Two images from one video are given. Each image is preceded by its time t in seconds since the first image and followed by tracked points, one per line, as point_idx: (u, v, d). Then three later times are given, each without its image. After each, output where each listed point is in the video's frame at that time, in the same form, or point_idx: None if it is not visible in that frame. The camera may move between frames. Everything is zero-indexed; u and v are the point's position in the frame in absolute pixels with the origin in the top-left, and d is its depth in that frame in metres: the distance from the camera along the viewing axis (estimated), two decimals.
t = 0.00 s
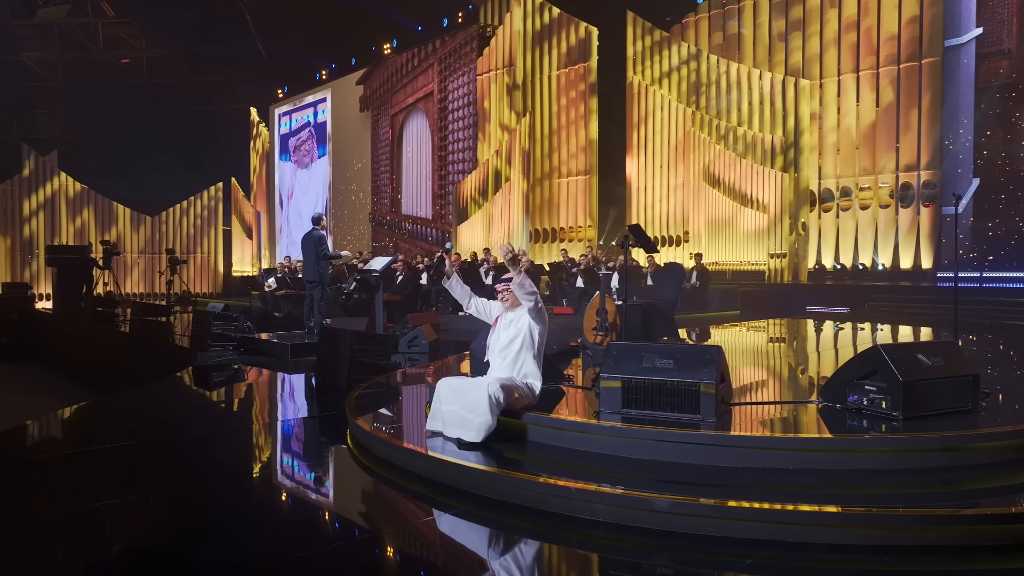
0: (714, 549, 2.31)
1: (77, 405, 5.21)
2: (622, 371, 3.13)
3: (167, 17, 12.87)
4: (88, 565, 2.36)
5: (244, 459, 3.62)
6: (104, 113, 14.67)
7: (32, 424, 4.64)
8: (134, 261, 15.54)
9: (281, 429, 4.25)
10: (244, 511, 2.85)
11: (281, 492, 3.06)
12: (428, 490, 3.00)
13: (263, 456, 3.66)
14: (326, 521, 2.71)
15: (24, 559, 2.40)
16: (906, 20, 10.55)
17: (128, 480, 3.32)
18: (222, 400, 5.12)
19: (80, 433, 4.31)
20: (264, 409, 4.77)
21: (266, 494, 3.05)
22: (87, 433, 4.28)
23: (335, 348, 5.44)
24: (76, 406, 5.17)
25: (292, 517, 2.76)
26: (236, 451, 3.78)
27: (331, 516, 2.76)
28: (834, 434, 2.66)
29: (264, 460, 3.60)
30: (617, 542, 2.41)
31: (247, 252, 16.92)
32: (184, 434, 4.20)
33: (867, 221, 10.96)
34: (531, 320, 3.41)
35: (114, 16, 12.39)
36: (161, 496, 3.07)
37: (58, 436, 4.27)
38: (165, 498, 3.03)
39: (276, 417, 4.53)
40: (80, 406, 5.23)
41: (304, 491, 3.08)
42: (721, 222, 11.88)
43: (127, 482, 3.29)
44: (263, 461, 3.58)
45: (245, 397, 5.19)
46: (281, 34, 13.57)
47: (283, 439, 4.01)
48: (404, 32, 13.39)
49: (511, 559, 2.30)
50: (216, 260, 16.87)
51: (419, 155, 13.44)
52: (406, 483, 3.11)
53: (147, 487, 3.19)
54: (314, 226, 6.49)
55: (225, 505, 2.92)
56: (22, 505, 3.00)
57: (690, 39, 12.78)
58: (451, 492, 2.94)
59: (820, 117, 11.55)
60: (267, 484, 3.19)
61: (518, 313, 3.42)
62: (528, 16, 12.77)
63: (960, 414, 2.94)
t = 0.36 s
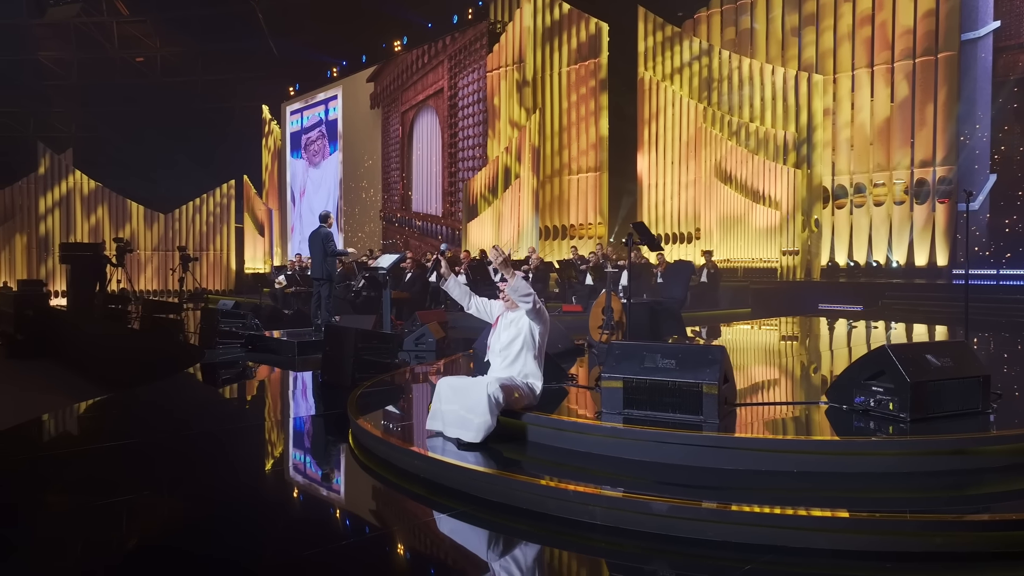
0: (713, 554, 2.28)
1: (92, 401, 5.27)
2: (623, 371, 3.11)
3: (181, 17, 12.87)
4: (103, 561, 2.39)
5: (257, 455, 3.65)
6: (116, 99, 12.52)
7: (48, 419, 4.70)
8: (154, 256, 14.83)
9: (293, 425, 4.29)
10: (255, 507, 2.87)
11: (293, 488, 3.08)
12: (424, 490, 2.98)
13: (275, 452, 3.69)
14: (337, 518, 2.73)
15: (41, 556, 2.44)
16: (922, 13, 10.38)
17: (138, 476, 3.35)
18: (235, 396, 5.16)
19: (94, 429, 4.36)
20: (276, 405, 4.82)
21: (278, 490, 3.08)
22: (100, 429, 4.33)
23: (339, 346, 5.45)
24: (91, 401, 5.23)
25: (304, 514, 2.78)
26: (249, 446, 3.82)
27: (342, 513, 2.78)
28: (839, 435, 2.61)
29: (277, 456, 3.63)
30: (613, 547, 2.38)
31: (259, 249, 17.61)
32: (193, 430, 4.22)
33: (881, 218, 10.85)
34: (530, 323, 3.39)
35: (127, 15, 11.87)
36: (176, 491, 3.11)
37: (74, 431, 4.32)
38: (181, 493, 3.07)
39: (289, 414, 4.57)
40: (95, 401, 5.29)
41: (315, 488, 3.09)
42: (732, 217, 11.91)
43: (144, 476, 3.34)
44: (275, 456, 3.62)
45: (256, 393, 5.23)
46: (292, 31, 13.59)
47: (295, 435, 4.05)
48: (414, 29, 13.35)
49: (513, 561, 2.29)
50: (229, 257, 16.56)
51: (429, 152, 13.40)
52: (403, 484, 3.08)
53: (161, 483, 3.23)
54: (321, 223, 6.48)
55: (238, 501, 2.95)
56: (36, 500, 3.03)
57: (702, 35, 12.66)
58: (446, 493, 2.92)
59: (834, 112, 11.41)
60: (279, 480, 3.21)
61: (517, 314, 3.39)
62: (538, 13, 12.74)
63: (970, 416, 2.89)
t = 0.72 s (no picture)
0: (713, 560, 2.23)
1: (109, 397, 5.34)
2: (626, 373, 3.08)
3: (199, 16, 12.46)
4: (123, 557, 2.41)
5: (274, 451, 3.69)
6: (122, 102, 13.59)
7: (66, 415, 4.77)
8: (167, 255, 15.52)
9: (308, 422, 4.34)
10: (268, 503, 2.89)
11: (308, 485, 3.10)
12: (421, 492, 2.96)
13: (290, 448, 3.73)
14: (349, 516, 2.74)
15: (62, 552, 2.46)
16: (941, 7, 10.20)
17: (151, 473, 3.37)
18: (251, 392, 5.23)
19: (111, 425, 4.42)
20: (291, 402, 4.88)
21: (294, 486, 3.10)
22: (120, 424, 4.40)
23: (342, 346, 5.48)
24: (108, 397, 5.32)
25: (322, 510, 2.79)
26: (265, 442, 3.86)
27: (355, 511, 2.78)
28: (846, 438, 2.57)
29: (291, 452, 3.65)
30: (611, 551, 2.35)
31: (273, 248, 16.59)
32: (205, 427, 4.27)
33: (898, 216, 10.69)
34: (531, 324, 3.35)
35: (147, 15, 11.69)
36: (196, 486, 3.15)
37: (92, 426, 4.40)
38: (201, 488, 3.11)
39: (303, 411, 4.61)
40: (113, 396, 5.38)
41: (331, 484, 3.10)
42: (745, 216, 11.70)
43: (165, 470, 3.40)
44: (291, 453, 3.65)
45: (270, 390, 5.30)
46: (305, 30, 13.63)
47: (309, 432, 4.09)
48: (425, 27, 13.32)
49: (515, 563, 2.27)
50: (244, 255, 16.79)
51: (441, 150, 13.36)
52: (403, 485, 3.07)
53: (182, 477, 3.28)
54: (328, 223, 6.50)
55: (254, 496, 2.98)
56: (54, 495, 3.07)
57: (716, 30, 12.51)
58: (445, 495, 2.90)
59: (851, 108, 11.25)
60: (294, 476, 3.24)
61: (518, 315, 3.36)
62: (550, 10, 12.62)
63: (982, 420, 2.82)
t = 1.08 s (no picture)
0: (714, 567, 2.20)
1: (126, 393, 5.41)
2: (629, 374, 3.05)
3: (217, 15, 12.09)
4: (137, 552, 2.43)
5: (289, 447, 3.72)
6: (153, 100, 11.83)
7: (85, 410, 4.83)
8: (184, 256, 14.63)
9: (322, 420, 4.37)
10: (283, 498, 2.91)
11: (321, 482, 3.12)
12: (420, 494, 2.95)
13: (305, 446, 3.76)
14: (363, 513, 2.76)
15: (75, 547, 2.48)
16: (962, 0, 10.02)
17: (166, 470, 3.37)
18: (265, 389, 5.28)
19: (126, 421, 4.46)
20: (305, 399, 4.92)
21: (308, 482, 3.12)
22: (137, 420, 4.46)
23: (351, 345, 5.51)
24: (126, 394, 5.39)
25: (335, 507, 2.81)
26: (280, 439, 3.89)
27: (369, 509, 2.80)
28: (852, 443, 2.52)
29: (306, 449, 3.68)
30: (612, 557, 2.32)
31: (288, 246, 17.51)
32: (218, 424, 4.31)
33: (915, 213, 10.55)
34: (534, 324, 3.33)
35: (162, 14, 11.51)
36: (213, 482, 3.18)
37: (110, 422, 4.46)
38: (217, 484, 3.14)
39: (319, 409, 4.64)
40: (132, 392, 5.45)
41: (345, 481, 3.13)
42: (759, 213, 11.58)
43: (183, 466, 3.43)
44: (306, 450, 3.67)
45: (285, 387, 5.35)
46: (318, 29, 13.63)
47: (324, 429, 4.12)
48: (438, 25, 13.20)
49: (518, 566, 2.25)
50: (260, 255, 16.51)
51: (453, 148, 13.35)
52: (403, 486, 3.06)
53: (200, 473, 3.31)
54: (338, 222, 6.52)
55: (269, 491, 3.01)
56: (71, 491, 3.08)
57: (732, 26, 12.38)
58: (445, 497, 2.88)
59: (870, 105, 11.11)
60: (309, 473, 3.26)
61: (522, 315, 3.33)
62: (563, 7, 12.63)
63: (994, 423, 2.76)
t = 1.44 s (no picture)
0: None
1: (146, 390, 5.48)
2: (633, 377, 3.03)
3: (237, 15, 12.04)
4: (158, 546, 2.48)
5: (306, 445, 3.76)
6: (173, 99, 11.68)
7: (107, 407, 4.92)
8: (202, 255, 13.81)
9: (338, 417, 4.40)
10: (303, 494, 2.95)
11: (337, 479, 3.15)
12: (421, 496, 2.94)
13: (322, 443, 3.79)
14: (380, 512, 2.78)
15: (99, 541, 2.53)
16: None
17: (180, 468, 3.39)
18: (283, 387, 5.33)
19: (147, 418, 4.53)
20: (322, 397, 4.96)
21: (326, 480, 3.15)
22: (157, 417, 4.53)
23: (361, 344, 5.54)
24: (146, 391, 5.47)
25: (351, 506, 2.83)
26: (297, 437, 3.93)
27: (384, 508, 2.81)
28: (864, 449, 2.47)
29: (323, 447, 3.72)
30: (612, 563, 2.29)
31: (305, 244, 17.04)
32: (233, 422, 4.35)
33: (937, 211, 10.34)
34: (538, 325, 3.33)
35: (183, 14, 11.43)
36: (233, 478, 3.22)
37: (131, 418, 4.53)
38: (236, 480, 3.18)
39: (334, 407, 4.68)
40: (153, 389, 5.53)
41: (360, 480, 3.16)
42: (778, 211, 11.46)
43: (202, 462, 3.48)
44: (323, 448, 3.71)
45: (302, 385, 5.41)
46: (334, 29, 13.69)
47: (343, 426, 4.17)
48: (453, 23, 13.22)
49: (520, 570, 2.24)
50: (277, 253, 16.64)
51: (468, 147, 13.32)
52: (404, 489, 3.04)
53: (221, 469, 3.36)
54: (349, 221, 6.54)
55: (286, 488, 3.04)
56: (88, 489, 3.09)
57: (748, 22, 12.24)
58: (445, 501, 2.87)
59: (890, 101, 10.97)
60: (326, 471, 3.29)
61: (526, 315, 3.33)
62: (577, 4, 12.57)
63: (1008, 428, 2.70)
